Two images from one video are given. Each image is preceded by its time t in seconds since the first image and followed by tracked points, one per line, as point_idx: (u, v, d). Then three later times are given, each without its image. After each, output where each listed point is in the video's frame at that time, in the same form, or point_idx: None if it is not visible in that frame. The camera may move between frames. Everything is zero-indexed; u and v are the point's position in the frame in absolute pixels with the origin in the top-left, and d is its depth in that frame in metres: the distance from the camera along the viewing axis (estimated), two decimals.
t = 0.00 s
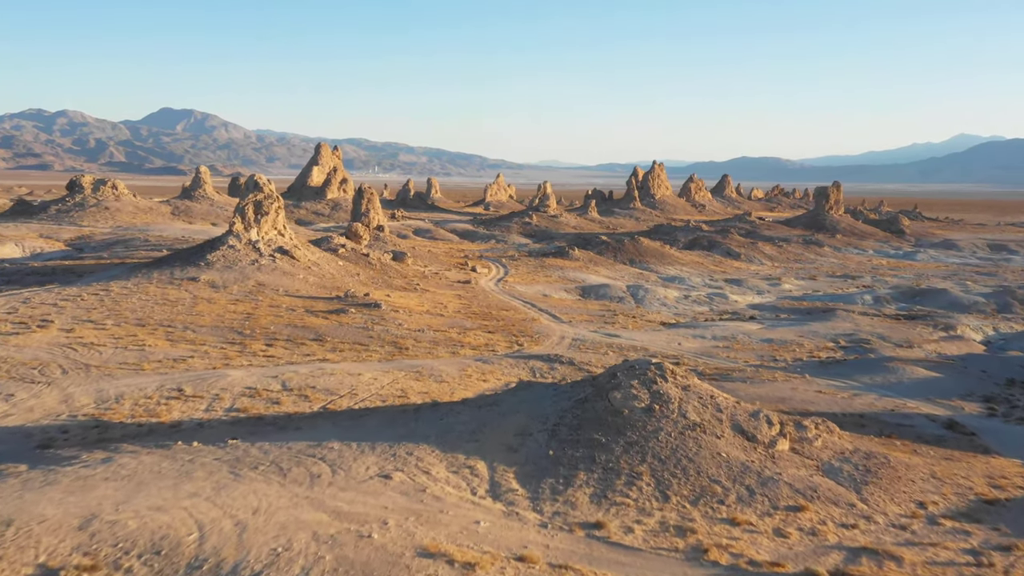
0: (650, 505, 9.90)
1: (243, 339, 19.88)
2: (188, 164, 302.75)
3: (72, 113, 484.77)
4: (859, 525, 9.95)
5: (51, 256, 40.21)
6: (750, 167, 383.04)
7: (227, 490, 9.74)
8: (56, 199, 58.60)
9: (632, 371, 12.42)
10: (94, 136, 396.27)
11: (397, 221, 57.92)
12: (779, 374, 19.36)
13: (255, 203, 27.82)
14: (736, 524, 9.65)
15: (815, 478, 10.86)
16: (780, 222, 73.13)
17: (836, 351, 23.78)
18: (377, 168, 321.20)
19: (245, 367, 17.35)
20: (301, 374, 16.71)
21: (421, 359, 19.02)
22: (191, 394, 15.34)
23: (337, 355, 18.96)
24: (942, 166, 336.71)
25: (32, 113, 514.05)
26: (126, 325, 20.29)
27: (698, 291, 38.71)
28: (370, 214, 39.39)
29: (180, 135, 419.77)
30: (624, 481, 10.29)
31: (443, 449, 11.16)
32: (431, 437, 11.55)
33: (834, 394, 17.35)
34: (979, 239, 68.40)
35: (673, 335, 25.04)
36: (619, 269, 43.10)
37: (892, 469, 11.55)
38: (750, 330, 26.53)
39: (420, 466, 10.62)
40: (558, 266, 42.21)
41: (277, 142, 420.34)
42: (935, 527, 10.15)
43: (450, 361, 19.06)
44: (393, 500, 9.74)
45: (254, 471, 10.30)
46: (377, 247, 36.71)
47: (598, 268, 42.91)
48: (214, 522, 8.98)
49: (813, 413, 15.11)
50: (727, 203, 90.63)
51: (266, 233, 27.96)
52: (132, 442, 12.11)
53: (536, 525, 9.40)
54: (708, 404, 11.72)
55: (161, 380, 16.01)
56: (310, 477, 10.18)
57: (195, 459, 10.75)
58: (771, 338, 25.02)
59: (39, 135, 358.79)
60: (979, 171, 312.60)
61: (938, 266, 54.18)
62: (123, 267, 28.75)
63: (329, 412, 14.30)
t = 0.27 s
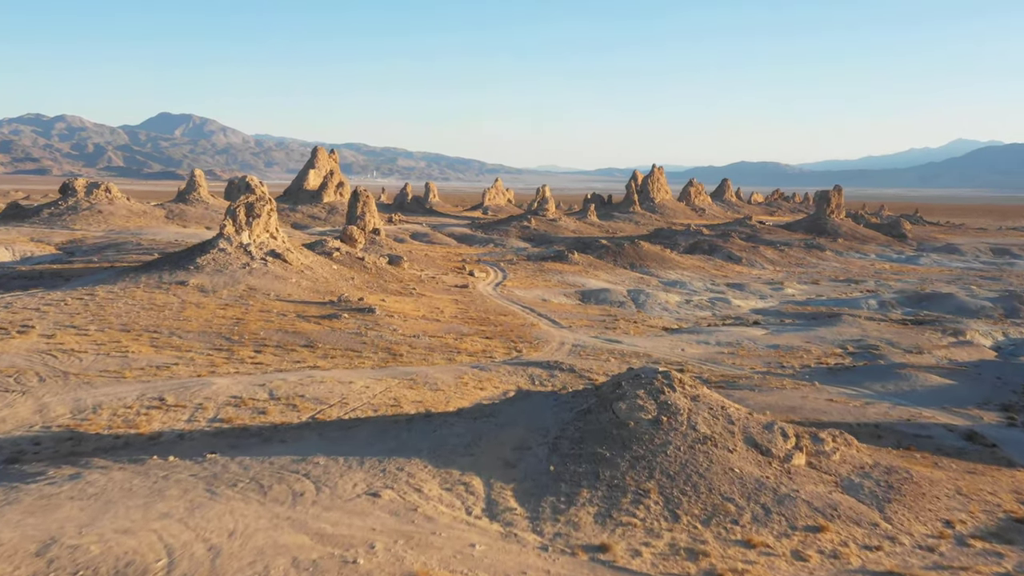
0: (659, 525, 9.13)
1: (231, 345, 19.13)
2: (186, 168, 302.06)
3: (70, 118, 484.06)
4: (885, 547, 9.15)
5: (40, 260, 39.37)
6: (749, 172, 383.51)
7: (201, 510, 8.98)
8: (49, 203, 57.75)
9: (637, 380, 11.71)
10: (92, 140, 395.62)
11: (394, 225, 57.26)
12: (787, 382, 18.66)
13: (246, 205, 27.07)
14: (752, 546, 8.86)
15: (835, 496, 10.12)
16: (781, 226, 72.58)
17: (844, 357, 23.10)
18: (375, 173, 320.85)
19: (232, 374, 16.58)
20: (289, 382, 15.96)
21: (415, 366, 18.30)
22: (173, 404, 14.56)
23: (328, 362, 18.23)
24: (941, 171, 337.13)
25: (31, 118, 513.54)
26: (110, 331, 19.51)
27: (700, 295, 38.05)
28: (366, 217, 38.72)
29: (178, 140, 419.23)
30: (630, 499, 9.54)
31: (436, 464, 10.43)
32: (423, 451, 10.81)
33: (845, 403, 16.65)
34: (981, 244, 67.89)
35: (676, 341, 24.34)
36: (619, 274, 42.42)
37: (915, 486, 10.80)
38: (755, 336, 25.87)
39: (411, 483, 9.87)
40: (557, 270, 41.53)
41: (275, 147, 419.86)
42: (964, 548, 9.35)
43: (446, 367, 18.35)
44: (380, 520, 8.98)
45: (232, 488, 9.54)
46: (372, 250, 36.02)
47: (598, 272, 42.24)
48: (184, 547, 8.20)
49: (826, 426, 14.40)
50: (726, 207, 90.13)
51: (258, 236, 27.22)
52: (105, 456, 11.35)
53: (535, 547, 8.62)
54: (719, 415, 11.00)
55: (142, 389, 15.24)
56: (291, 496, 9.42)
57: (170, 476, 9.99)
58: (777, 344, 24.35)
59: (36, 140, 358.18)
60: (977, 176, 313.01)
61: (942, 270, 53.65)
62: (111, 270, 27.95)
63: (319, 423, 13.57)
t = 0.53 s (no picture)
0: (669, 543, 8.46)
1: (220, 350, 18.48)
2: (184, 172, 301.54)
3: (69, 122, 483.57)
4: (911, 567, 8.48)
5: (31, 263, 38.67)
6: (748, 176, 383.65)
7: (176, 529, 8.33)
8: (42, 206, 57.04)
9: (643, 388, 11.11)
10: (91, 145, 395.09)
11: (391, 228, 56.67)
12: (795, 388, 18.05)
13: (239, 207, 26.40)
14: (769, 566, 8.17)
15: (854, 511, 9.47)
16: (782, 229, 72.10)
17: (852, 362, 22.48)
18: (374, 177, 320.43)
19: (220, 381, 15.92)
20: (279, 389, 15.31)
21: (411, 371, 17.68)
22: (156, 412, 13.90)
23: (320, 368, 17.60)
24: (939, 174, 337.36)
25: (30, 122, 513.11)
26: (95, 336, 18.86)
27: (702, 299, 37.46)
28: (362, 219, 38.10)
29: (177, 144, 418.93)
30: (637, 515, 8.88)
31: (430, 478, 9.79)
32: (417, 464, 10.17)
33: (856, 410, 16.04)
34: (983, 247, 67.47)
35: (679, 345, 23.71)
36: (619, 277, 41.80)
37: (938, 500, 10.17)
38: (759, 340, 25.27)
39: (402, 498, 9.22)
40: (557, 273, 40.93)
41: (274, 151, 419.55)
42: (994, 568, 8.67)
43: (442, 373, 17.73)
44: (369, 539, 8.32)
45: (210, 505, 8.89)
46: (369, 253, 35.40)
47: (598, 275, 41.65)
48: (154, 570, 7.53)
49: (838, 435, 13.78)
50: (726, 210, 89.64)
51: (250, 238, 26.56)
52: (80, 468, 10.70)
53: (536, 569, 7.94)
54: (730, 425, 10.39)
55: (124, 395, 14.57)
56: (274, 513, 8.77)
57: (145, 491, 9.33)
58: (782, 349, 23.75)
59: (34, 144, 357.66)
60: (976, 180, 313.22)
61: (946, 273, 53.16)
62: (100, 273, 27.27)
63: (308, 432, 12.94)
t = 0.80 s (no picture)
0: (681, 565, 7.81)
1: (210, 355, 17.84)
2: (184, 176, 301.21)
3: (69, 126, 483.37)
4: None
5: (23, 266, 38.02)
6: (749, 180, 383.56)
7: (147, 550, 7.66)
8: (37, 209, 56.36)
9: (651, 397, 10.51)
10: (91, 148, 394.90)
11: (390, 231, 56.10)
12: (805, 395, 17.42)
13: (232, 208, 25.77)
14: None
15: (878, 529, 8.79)
16: (784, 232, 71.58)
17: (861, 368, 21.87)
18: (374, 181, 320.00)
19: (207, 387, 15.27)
20: (268, 396, 14.67)
21: (407, 378, 17.05)
22: (139, 420, 13.25)
23: (313, 374, 16.96)
24: (940, 178, 337.38)
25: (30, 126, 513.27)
26: (81, 340, 18.22)
27: (705, 303, 36.86)
28: (360, 221, 37.52)
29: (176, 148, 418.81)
30: (646, 533, 8.23)
31: (424, 493, 9.16)
32: (410, 477, 9.55)
33: (870, 418, 15.40)
34: (988, 250, 66.96)
35: (683, 350, 23.09)
36: (621, 280, 41.21)
37: (967, 515, 9.52)
38: (766, 344, 24.66)
39: (394, 515, 8.59)
40: (557, 277, 40.34)
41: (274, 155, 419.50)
42: None
43: (439, 380, 17.10)
44: (356, 561, 7.67)
45: (186, 523, 8.24)
46: (366, 256, 34.79)
47: (599, 278, 41.06)
48: None
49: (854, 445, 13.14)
50: (728, 213, 89.14)
51: (244, 240, 25.93)
52: (53, 482, 10.06)
53: None
54: (743, 436, 9.77)
55: (107, 403, 13.92)
56: (254, 532, 8.13)
57: (118, 508, 8.68)
58: (789, 354, 23.14)
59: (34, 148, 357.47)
60: (976, 184, 313.11)
61: (951, 277, 52.60)
62: (90, 276, 26.62)
63: (297, 442, 12.30)
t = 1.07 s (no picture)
0: None
1: (196, 362, 17.10)
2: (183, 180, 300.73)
3: (69, 131, 483.70)
4: None
5: (13, 270, 37.25)
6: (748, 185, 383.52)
7: None
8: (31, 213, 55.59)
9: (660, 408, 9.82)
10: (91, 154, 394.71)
11: (388, 235, 55.41)
12: (818, 403, 16.69)
13: (224, 210, 25.04)
14: None
15: (910, 552, 7.97)
16: (786, 237, 70.94)
17: (872, 374, 21.15)
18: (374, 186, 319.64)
19: (191, 396, 14.53)
20: (255, 405, 13.93)
21: (401, 386, 16.31)
22: (116, 431, 12.49)
23: (303, 382, 16.22)
24: (939, 183, 337.34)
25: (30, 130, 513.24)
26: (62, 346, 17.47)
27: (709, 307, 36.15)
28: (356, 225, 36.84)
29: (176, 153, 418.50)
30: (657, 559, 7.46)
31: (415, 514, 8.42)
32: (401, 496, 8.81)
33: (887, 428, 14.66)
34: (992, 255, 66.35)
35: (688, 356, 22.37)
36: (623, 285, 40.51)
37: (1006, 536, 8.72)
38: (773, 350, 23.93)
39: (381, 539, 7.84)
40: (558, 281, 39.61)
41: (274, 160, 419.27)
42: None
43: (435, 388, 16.34)
44: None
45: (152, 548, 7.49)
46: (362, 259, 34.06)
47: (600, 283, 40.34)
48: None
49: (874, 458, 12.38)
50: (729, 218, 88.54)
51: (236, 243, 25.19)
52: (16, 499, 9.32)
53: None
54: (760, 450, 9.03)
55: (83, 413, 13.18)
56: (226, 558, 7.38)
57: (80, 530, 7.92)
58: (798, 360, 22.40)
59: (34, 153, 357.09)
60: (976, 189, 313.01)
61: (956, 282, 51.94)
62: (77, 280, 25.87)
63: (282, 455, 11.55)
